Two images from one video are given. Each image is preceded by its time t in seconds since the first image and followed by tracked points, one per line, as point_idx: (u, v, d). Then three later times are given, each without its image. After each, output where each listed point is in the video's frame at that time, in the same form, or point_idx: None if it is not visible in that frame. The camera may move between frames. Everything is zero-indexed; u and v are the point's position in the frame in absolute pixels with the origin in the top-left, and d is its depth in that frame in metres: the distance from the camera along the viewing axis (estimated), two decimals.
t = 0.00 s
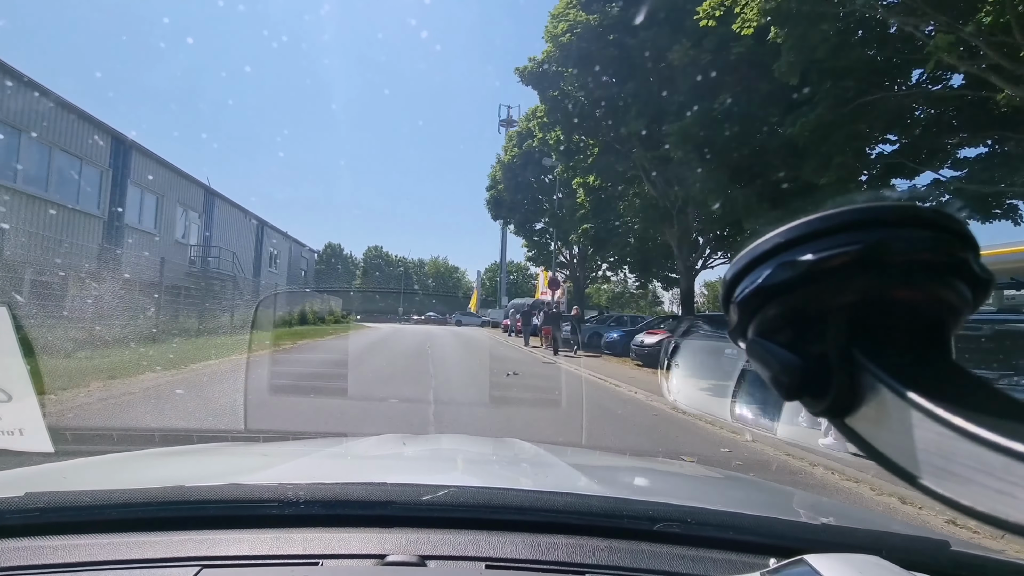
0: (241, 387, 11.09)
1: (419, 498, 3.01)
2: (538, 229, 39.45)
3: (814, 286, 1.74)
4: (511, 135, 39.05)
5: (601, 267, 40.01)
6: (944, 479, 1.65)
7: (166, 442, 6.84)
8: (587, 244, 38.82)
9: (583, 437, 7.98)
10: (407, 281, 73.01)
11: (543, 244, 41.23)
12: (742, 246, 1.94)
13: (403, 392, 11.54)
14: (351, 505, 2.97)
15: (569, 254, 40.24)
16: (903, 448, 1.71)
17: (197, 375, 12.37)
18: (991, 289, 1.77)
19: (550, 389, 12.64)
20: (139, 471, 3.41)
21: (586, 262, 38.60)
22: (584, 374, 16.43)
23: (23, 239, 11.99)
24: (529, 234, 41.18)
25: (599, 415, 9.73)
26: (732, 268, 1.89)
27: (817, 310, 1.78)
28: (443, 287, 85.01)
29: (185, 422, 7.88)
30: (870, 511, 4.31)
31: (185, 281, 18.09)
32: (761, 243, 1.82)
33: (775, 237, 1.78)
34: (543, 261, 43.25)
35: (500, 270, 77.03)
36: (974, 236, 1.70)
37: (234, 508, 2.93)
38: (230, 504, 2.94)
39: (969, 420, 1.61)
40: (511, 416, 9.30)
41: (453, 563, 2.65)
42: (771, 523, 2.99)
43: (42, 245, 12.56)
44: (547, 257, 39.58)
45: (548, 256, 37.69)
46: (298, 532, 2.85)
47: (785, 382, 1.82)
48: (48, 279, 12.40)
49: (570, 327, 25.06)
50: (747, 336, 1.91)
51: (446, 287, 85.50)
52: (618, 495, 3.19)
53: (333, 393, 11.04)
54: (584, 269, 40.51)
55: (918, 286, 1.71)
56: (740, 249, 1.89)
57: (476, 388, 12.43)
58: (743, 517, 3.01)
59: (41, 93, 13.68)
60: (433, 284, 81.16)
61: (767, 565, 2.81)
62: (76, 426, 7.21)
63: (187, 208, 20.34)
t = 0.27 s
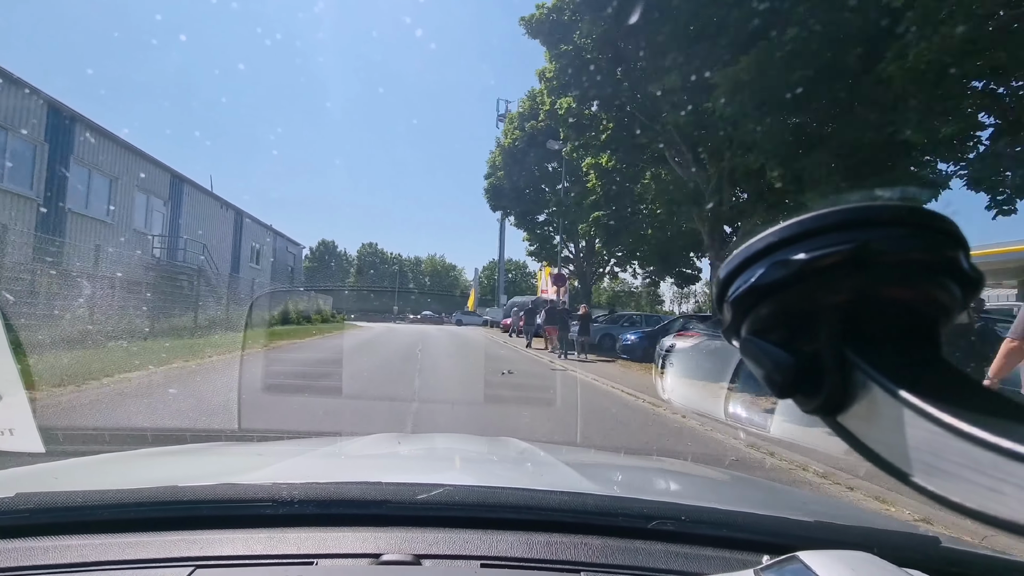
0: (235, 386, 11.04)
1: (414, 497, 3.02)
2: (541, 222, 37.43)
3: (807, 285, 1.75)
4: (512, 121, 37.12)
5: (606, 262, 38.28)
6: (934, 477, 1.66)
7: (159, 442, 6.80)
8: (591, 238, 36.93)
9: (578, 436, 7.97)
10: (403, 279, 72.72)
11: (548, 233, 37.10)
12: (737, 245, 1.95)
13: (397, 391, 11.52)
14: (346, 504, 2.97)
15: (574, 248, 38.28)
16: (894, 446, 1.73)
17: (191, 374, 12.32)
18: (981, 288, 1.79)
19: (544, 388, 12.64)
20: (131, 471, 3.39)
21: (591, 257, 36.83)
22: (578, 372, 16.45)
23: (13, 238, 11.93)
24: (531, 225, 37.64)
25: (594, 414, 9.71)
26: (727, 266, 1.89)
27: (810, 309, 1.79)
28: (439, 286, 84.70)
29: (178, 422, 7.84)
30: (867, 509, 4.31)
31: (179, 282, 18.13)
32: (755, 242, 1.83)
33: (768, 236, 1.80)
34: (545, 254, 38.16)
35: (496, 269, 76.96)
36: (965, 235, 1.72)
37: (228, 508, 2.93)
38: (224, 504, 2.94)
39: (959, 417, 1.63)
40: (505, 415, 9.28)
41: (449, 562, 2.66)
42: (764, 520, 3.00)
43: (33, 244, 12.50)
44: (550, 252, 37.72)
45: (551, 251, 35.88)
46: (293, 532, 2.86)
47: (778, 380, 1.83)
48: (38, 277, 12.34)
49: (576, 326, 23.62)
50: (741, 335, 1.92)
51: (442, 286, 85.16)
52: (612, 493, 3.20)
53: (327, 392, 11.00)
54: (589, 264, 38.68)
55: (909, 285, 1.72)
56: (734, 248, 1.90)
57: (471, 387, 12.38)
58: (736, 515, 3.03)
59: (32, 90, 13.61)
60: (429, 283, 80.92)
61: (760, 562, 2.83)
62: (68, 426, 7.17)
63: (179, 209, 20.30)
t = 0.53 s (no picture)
0: (226, 386, 11.00)
1: (407, 496, 3.02)
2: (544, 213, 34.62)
3: (798, 285, 1.76)
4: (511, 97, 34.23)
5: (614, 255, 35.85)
6: (919, 473, 1.68)
7: (150, 443, 6.76)
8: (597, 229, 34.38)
9: (570, 435, 7.96)
10: (396, 278, 72.49)
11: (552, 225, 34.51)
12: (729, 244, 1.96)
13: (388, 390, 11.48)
14: (338, 504, 2.97)
15: (579, 240, 35.72)
16: (882, 442, 1.74)
17: (181, 374, 12.26)
18: (969, 284, 1.80)
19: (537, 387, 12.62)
20: (119, 473, 3.37)
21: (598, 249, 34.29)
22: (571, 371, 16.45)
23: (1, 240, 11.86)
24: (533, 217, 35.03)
25: (587, 412, 9.72)
26: (718, 265, 1.91)
27: (800, 308, 1.80)
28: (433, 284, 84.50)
29: (168, 423, 7.79)
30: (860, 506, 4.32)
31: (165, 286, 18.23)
32: (746, 241, 1.84)
33: (759, 235, 1.81)
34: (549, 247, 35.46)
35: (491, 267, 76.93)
36: (951, 235, 1.73)
37: (219, 509, 2.92)
38: (215, 504, 2.93)
39: (946, 414, 1.65)
40: (497, 414, 9.25)
41: (441, 561, 2.66)
42: (756, 517, 3.02)
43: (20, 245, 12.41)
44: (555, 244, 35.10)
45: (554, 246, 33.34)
46: (285, 532, 2.86)
47: (768, 378, 1.85)
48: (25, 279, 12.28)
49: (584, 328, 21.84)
50: (732, 332, 1.94)
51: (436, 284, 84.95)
52: (605, 491, 3.21)
53: (319, 392, 10.96)
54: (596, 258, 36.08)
55: (897, 284, 1.74)
56: (725, 247, 1.91)
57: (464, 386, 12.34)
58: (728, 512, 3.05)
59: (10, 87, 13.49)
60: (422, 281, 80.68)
61: (751, 558, 2.86)
62: (57, 428, 7.12)
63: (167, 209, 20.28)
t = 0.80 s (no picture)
0: (220, 385, 10.95)
1: (402, 495, 3.02)
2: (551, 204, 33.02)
3: (791, 284, 1.77)
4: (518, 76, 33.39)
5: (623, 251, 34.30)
6: (911, 471, 1.69)
7: (142, 443, 6.72)
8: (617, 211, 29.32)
9: (565, 434, 7.94)
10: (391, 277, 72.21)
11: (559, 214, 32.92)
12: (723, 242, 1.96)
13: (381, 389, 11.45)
14: (332, 503, 2.97)
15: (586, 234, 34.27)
16: (875, 439, 1.75)
17: (174, 373, 12.21)
18: (962, 284, 1.81)
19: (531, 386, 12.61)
20: (109, 473, 3.35)
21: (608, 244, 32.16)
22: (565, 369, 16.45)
23: None
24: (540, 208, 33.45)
25: (582, 411, 9.70)
26: (713, 263, 1.91)
27: (793, 307, 1.81)
28: (428, 283, 84.28)
29: (160, 422, 7.75)
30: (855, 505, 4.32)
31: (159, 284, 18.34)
32: (740, 240, 1.85)
33: (753, 235, 1.82)
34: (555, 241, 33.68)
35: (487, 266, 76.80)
36: (944, 234, 1.74)
37: (213, 509, 2.92)
38: (208, 504, 2.92)
39: (936, 412, 1.66)
40: (491, 413, 9.23)
41: (436, 560, 2.66)
42: (750, 515, 3.03)
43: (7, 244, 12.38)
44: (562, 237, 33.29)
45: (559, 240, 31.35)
46: (278, 532, 2.86)
47: (761, 376, 1.86)
48: (14, 276, 12.25)
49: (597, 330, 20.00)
50: (727, 331, 1.94)
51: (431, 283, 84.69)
52: (600, 489, 3.21)
53: (313, 391, 10.92)
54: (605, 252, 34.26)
55: (890, 283, 1.75)
56: (720, 246, 1.92)
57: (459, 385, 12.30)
58: (722, 510, 3.05)
59: None
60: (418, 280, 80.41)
61: (744, 556, 2.87)
62: (48, 428, 7.08)
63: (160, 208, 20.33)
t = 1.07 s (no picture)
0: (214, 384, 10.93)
1: (397, 494, 3.02)
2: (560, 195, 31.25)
3: (785, 283, 1.78)
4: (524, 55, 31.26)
5: (643, 241, 30.77)
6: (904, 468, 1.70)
7: (135, 442, 6.71)
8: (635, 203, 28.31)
9: (560, 433, 7.95)
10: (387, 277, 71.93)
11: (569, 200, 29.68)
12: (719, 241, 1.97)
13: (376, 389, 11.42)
14: (327, 503, 2.97)
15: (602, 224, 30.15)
16: (867, 437, 1.77)
17: (168, 372, 12.17)
18: (953, 282, 1.82)
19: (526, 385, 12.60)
20: (102, 472, 3.34)
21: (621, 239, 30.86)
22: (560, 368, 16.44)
23: None
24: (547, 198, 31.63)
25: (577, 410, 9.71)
26: (707, 262, 1.92)
27: (788, 306, 1.82)
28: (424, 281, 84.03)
29: (152, 421, 7.75)
30: (850, 502, 4.33)
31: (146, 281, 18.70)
32: (735, 238, 1.85)
33: (747, 233, 1.82)
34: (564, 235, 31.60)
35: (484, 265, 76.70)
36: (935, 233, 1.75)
37: (207, 509, 2.92)
38: (202, 504, 2.92)
39: (928, 410, 1.67)
40: (486, 412, 9.22)
41: (433, 558, 2.67)
42: (743, 511, 3.05)
43: None
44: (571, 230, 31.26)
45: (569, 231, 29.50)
46: (273, 531, 2.86)
47: (755, 374, 1.86)
48: None
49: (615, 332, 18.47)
50: (721, 330, 1.95)
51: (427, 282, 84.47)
52: (595, 488, 3.22)
53: (308, 390, 10.92)
54: (624, 243, 30.56)
55: (882, 282, 1.75)
56: (715, 245, 1.92)
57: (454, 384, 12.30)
58: (716, 507, 3.07)
59: None
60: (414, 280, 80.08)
61: (738, 553, 2.88)
62: (40, 427, 7.07)
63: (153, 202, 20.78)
